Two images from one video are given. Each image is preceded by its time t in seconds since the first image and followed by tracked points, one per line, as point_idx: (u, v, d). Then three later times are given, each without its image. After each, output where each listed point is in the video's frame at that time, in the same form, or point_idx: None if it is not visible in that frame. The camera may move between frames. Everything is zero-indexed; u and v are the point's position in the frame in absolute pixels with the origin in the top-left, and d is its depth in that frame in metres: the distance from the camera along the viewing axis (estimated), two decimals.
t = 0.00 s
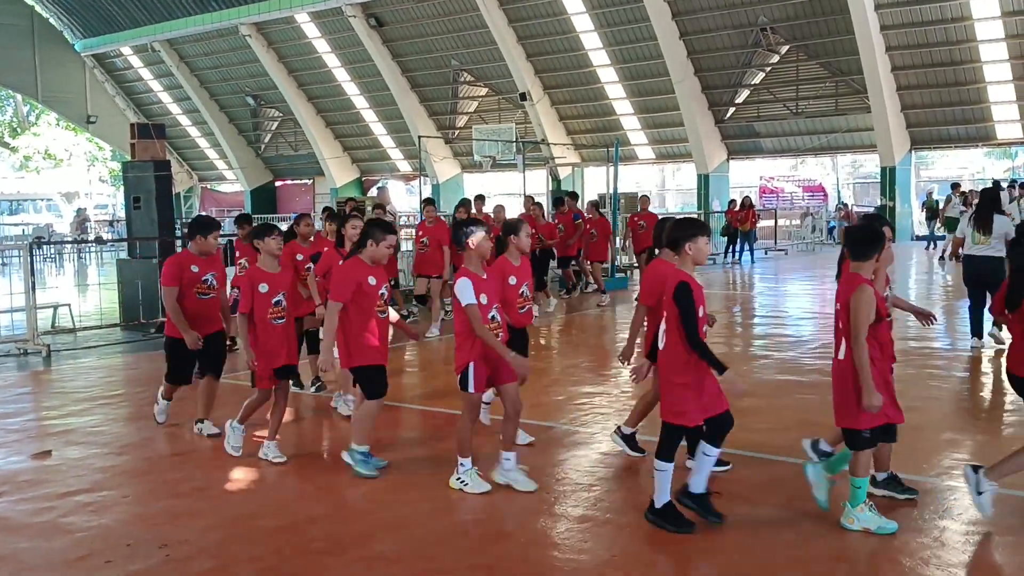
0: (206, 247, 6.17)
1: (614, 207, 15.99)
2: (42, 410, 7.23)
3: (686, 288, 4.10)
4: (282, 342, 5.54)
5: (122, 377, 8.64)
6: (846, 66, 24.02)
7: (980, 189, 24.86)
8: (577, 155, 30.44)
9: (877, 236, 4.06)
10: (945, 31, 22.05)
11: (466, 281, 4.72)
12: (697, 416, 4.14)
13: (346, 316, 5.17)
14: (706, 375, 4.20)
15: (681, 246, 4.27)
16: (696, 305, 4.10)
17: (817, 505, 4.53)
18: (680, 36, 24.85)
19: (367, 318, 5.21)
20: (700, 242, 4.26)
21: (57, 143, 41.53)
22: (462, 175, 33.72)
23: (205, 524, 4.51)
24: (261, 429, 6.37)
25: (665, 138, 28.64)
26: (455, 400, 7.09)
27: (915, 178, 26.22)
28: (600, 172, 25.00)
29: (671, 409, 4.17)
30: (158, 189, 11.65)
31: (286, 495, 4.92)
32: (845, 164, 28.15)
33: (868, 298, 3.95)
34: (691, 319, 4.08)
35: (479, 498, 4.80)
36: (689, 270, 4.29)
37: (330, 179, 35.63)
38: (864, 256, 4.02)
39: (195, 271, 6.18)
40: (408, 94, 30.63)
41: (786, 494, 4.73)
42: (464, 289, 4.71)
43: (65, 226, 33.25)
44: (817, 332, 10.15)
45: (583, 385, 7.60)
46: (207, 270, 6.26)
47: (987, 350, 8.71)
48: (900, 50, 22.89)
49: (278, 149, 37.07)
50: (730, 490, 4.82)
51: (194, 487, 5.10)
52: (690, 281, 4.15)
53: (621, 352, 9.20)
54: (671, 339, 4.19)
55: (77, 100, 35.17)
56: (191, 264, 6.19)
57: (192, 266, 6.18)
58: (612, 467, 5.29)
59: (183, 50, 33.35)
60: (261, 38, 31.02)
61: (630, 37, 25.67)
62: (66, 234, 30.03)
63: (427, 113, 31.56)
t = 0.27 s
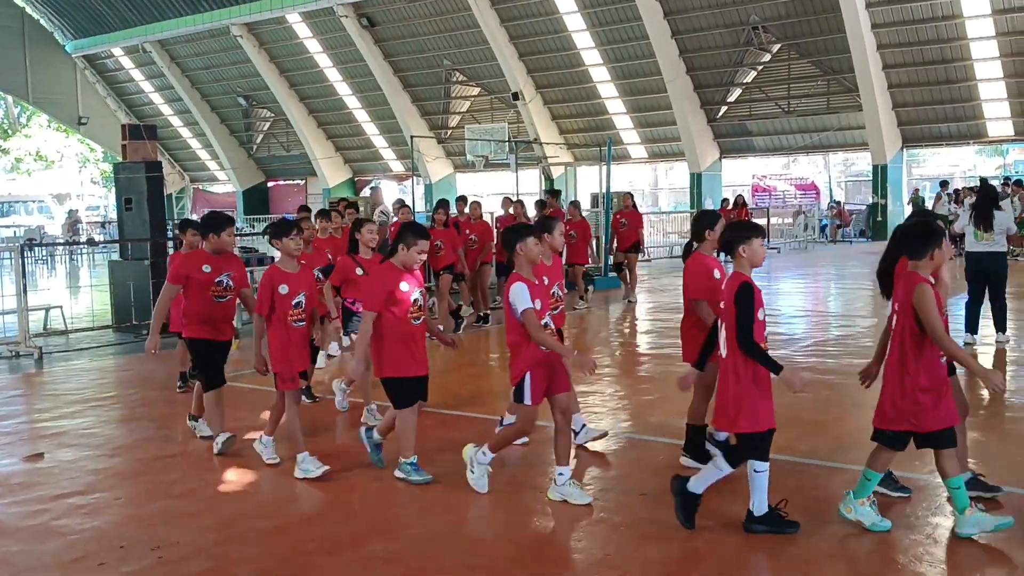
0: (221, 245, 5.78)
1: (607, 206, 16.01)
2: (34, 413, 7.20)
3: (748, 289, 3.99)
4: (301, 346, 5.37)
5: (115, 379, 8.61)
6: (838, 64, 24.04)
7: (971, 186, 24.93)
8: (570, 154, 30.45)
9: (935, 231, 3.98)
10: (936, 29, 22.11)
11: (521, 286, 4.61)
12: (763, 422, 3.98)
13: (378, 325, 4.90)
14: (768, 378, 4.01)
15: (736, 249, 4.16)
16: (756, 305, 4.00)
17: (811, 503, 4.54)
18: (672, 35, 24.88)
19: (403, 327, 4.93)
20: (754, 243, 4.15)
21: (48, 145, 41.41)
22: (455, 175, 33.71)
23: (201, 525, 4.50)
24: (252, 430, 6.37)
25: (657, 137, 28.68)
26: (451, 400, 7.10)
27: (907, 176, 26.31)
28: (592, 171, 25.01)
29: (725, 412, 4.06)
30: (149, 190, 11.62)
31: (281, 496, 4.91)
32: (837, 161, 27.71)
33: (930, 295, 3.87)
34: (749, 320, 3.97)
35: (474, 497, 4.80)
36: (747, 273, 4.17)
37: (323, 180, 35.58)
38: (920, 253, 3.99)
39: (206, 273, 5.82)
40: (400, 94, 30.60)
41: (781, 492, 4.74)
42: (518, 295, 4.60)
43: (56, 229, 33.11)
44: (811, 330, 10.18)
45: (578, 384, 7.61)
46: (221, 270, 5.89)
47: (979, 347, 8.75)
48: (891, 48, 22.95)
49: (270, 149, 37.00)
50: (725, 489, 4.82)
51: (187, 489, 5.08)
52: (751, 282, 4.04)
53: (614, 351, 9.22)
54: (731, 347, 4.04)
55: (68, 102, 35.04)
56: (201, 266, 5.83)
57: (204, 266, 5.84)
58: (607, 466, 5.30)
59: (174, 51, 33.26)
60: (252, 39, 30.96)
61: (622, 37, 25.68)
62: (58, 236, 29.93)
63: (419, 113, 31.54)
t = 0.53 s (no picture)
0: (235, 248, 5.44)
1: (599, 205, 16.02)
2: (25, 415, 7.18)
3: (791, 286, 3.98)
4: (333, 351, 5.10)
5: (107, 380, 8.60)
6: (828, 63, 24.09)
7: (962, 184, 25.00)
8: (562, 153, 30.47)
9: (994, 227, 3.92)
10: (926, 28, 22.17)
11: (564, 284, 4.33)
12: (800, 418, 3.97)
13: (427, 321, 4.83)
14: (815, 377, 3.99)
15: (787, 242, 4.12)
16: (796, 301, 3.98)
17: (802, 501, 4.55)
18: (663, 34, 24.91)
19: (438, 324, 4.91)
20: (807, 237, 4.09)
21: (39, 146, 41.31)
22: (447, 175, 33.70)
23: (192, 527, 4.49)
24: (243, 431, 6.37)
25: (649, 136, 28.73)
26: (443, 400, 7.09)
27: (898, 174, 26.38)
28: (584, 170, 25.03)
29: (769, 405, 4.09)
30: (140, 191, 11.60)
31: (272, 497, 4.91)
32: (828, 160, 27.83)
33: (990, 292, 3.79)
34: (780, 316, 3.95)
35: (466, 497, 4.81)
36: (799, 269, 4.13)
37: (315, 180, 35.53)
38: (979, 249, 3.92)
39: (226, 275, 5.51)
40: (392, 94, 30.58)
41: (773, 490, 4.75)
42: (560, 294, 4.32)
43: (47, 231, 33.01)
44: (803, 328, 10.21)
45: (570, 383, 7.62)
46: (241, 272, 5.57)
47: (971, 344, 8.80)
48: (882, 47, 23.00)
49: (262, 149, 36.94)
50: (717, 487, 4.83)
51: (179, 490, 5.07)
52: (798, 279, 4.02)
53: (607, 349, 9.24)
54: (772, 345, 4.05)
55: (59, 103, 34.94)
56: (221, 269, 5.52)
57: (223, 269, 5.52)
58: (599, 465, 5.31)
59: (165, 51, 33.19)
60: (243, 39, 30.90)
61: (614, 36, 25.70)
62: (49, 237, 29.84)
63: (411, 113, 31.52)
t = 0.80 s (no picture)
0: (263, 246, 5.33)
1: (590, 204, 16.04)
2: (16, 416, 7.16)
3: (856, 287, 3.83)
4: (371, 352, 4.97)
5: (99, 381, 8.57)
6: (819, 61, 24.13)
7: (953, 182, 25.07)
8: (554, 152, 30.48)
9: None
10: (916, 26, 22.23)
11: (616, 289, 4.12)
12: (869, 425, 3.83)
13: (479, 328, 4.64)
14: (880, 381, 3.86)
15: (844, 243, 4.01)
16: (862, 304, 3.82)
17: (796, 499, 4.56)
18: (655, 33, 24.93)
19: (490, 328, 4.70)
20: (866, 236, 3.99)
21: (30, 147, 41.16)
22: (439, 174, 33.69)
23: (184, 528, 4.48)
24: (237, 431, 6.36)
25: (641, 135, 28.76)
26: (436, 400, 7.09)
27: (889, 172, 26.46)
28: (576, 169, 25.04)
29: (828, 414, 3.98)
30: (131, 191, 11.56)
31: (265, 498, 4.89)
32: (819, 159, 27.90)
33: None
34: (848, 324, 3.80)
35: (460, 497, 4.80)
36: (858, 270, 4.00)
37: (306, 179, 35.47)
38: None
39: (258, 275, 5.35)
40: (384, 93, 30.54)
41: (765, 488, 4.76)
42: (611, 299, 4.11)
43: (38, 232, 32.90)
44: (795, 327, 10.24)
45: (563, 382, 7.62)
46: (270, 271, 5.45)
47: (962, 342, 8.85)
48: (873, 45, 23.06)
49: (254, 149, 36.86)
50: (710, 485, 4.84)
51: (171, 492, 5.06)
52: (861, 280, 3.89)
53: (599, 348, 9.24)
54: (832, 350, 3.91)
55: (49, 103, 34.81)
56: (251, 268, 5.35)
57: (254, 268, 5.35)
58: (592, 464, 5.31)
59: (156, 51, 33.11)
60: (234, 38, 30.83)
61: (606, 34, 25.72)
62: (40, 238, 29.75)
63: (403, 113, 31.49)
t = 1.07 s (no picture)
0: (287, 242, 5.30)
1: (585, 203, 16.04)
2: (10, 417, 7.14)
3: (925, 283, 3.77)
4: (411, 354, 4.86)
5: (93, 382, 8.55)
6: (814, 60, 24.16)
7: (947, 181, 25.10)
8: (549, 151, 30.47)
9: None
10: (910, 25, 22.27)
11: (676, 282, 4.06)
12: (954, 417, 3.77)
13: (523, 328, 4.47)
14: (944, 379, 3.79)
15: (907, 238, 3.94)
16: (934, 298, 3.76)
17: (788, 498, 4.56)
18: (649, 33, 24.96)
19: (537, 329, 4.51)
20: (930, 232, 3.93)
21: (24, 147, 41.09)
22: (434, 173, 33.67)
23: (177, 529, 4.47)
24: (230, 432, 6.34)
25: (636, 134, 28.78)
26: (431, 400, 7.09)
27: (884, 171, 26.50)
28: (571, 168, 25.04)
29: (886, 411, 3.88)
30: (125, 190, 11.54)
31: (258, 498, 4.88)
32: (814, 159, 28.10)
33: None
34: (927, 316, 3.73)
35: (454, 497, 4.80)
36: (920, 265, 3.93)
37: (301, 179, 35.42)
38: None
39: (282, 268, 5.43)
40: (378, 92, 30.51)
41: (759, 486, 4.76)
42: (674, 291, 4.04)
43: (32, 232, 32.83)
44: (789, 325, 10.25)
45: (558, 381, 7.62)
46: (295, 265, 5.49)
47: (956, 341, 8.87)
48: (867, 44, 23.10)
49: (248, 149, 36.81)
50: (703, 484, 4.84)
51: (164, 492, 5.04)
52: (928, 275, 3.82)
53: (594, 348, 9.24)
54: (908, 341, 3.79)
55: (43, 103, 34.74)
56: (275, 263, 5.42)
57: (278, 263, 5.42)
58: (587, 463, 5.30)
59: (150, 51, 33.07)
60: (228, 37, 30.80)
61: (601, 34, 25.72)
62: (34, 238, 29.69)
63: (398, 112, 31.47)
